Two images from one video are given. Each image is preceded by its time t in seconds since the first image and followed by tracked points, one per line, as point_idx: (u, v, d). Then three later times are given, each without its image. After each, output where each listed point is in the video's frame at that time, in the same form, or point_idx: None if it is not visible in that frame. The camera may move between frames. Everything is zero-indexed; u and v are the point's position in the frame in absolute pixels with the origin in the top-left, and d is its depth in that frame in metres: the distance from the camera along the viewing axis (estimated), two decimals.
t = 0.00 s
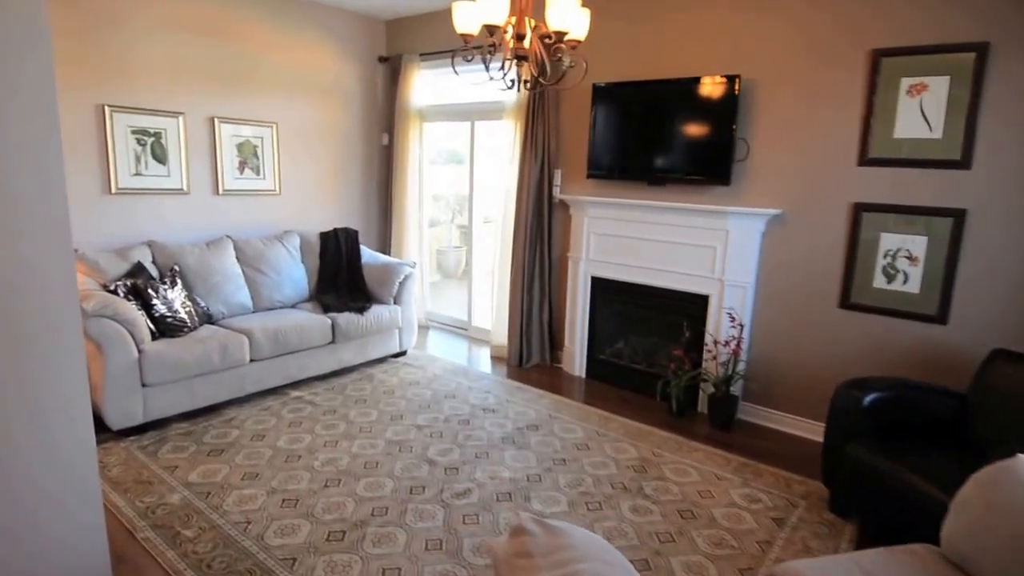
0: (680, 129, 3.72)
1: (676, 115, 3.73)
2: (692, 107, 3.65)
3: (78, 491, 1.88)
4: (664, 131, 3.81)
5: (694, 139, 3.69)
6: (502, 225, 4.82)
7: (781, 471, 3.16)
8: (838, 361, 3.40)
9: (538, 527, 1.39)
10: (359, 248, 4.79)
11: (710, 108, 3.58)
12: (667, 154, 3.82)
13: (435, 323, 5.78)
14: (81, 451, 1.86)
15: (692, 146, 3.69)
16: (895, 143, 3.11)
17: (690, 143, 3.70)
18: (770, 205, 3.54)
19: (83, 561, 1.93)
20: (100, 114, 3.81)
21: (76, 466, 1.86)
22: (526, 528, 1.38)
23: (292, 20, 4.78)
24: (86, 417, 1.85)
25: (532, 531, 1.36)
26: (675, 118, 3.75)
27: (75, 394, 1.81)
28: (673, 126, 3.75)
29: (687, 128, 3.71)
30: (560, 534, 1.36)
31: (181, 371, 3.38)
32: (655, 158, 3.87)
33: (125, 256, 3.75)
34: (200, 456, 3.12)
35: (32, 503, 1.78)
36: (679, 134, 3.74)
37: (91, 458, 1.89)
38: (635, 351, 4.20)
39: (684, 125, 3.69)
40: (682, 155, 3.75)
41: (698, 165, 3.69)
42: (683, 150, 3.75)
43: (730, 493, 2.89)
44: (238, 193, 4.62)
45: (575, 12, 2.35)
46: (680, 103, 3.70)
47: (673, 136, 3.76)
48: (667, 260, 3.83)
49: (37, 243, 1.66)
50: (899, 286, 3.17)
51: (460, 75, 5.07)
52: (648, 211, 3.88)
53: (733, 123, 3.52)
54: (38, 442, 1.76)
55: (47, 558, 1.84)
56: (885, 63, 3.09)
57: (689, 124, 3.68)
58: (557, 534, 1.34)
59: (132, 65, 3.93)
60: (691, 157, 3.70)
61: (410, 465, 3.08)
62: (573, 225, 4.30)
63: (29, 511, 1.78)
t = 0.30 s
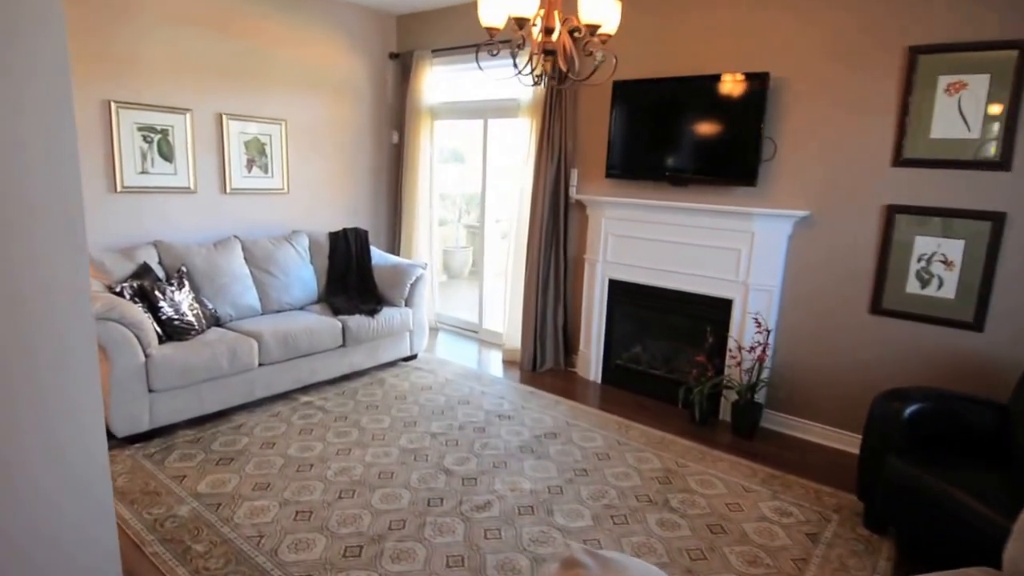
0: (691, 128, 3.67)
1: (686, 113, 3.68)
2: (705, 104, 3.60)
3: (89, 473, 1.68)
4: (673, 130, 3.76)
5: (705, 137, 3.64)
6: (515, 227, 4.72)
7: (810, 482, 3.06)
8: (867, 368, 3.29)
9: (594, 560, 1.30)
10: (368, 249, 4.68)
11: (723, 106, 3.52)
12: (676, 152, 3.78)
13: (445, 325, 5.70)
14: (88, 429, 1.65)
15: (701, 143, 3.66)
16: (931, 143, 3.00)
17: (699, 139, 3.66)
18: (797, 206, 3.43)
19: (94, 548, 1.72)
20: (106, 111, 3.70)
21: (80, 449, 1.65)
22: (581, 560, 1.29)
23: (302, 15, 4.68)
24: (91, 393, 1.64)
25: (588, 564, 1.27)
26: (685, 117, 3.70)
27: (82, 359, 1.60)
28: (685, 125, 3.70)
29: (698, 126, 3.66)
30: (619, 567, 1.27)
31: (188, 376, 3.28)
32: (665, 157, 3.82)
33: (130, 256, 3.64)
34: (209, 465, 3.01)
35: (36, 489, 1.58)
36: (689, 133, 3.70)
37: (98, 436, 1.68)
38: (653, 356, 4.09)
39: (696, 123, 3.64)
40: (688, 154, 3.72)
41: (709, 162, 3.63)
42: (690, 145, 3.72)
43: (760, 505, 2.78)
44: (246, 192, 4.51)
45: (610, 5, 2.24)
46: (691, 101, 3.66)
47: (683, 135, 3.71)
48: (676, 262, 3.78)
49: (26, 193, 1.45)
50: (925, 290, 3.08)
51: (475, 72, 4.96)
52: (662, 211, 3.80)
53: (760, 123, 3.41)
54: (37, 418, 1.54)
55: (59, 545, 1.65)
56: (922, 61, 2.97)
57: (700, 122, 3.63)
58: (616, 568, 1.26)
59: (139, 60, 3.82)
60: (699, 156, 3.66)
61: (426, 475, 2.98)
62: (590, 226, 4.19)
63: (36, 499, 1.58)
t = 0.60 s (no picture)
0: (701, 125, 3.61)
1: (695, 111, 3.63)
2: (716, 101, 3.54)
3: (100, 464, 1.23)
4: (682, 128, 3.71)
5: (714, 135, 3.59)
6: (530, 226, 4.63)
7: (842, 494, 2.95)
8: (899, 376, 3.17)
9: None
10: (379, 249, 4.57)
11: (735, 104, 3.47)
12: (684, 151, 3.72)
13: (455, 326, 5.61)
14: (102, 406, 1.21)
15: (710, 140, 3.61)
16: (970, 143, 2.87)
17: (708, 136, 3.61)
18: (826, 207, 3.31)
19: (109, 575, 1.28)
20: (111, 106, 3.59)
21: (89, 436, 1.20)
22: None
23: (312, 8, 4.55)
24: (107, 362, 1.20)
25: None
26: (694, 115, 3.65)
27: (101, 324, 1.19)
28: (695, 123, 3.65)
29: (709, 124, 3.60)
30: None
31: (197, 380, 3.17)
32: (672, 156, 3.76)
33: (136, 256, 3.53)
34: (218, 473, 2.90)
35: (25, 480, 1.12)
36: (698, 130, 3.64)
37: (113, 418, 1.24)
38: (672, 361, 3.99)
39: (707, 121, 3.58)
40: (698, 153, 3.66)
41: (720, 160, 3.58)
42: (698, 143, 3.67)
43: (793, 520, 2.67)
44: (254, 189, 4.39)
45: None
46: (698, 99, 3.61)
47: (691, 133, 3.66)
48: (684, 262, 3.72)
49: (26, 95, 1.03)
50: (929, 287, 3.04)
51: (489, 67, 4.84)
52: (671, 209, 3.73)
53: (786, 121, 3.30)
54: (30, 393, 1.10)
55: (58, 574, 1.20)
56: (962, 56, 2.85)
57: (711, 119, 3.58)
58: None
59: (146, 54, 3.70)
60: (708, 155, 3.62)
61: (444, 485, 2.87)
62: (607, 225, 4.08)
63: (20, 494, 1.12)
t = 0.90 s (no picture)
0: (717, 122, 3.54)
1: (710, 107, 3.55)
2: (734, 97, 3.46)
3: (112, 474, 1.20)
4: (696, 123, 3.63)
5: (729, 131, 3.52)
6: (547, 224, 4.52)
7: (878, 507, 2.82)
8: (937, 382, 3.03)
9: None
10: (391, 249, 4.48)
11: (755, 99, 3.39)
12: (697, 147, 3.65)
13: (467, 328, 5.52)
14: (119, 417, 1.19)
15: (725, 137, 3.53)
16: (1015, 138, 2.72)
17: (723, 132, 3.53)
18: (859, 205, 3.17)
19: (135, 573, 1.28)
20: (121, 103, 3.51)
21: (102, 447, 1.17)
22: None
23: (324, 3, 4.47)
24: (127, 373, 1.19)
25: None
26: (710, 111, 3.57)
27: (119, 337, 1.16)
28: (711, 119, 3.57)
29: (726, 120, 3.52)
30: None
31: (207, 384, 3.08)
32: (683, 152, 3.70)
33: (146, 257, 3.44)
34: (229, 481, 2.82)
35: (24, 491, 1.07)
36: (712, 127, 3.56)
37: (130, 425, 1.21)
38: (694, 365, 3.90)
39: (723, 117, 3.51)
40: (712, 149, 3.59)
41: (736, 157, 3.50)
42: (713, 139, 3.59)
43: (828, 535, 2.55)
44: (265, 189, 4.31)
45: None
46: (714, 95, 3.54)
47: (706, 130, 3.59)
48: (698, 262, 3.68)
49: (47, 108, 1.01)
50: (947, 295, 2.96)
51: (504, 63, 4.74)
52: (686, 207, 3.67)
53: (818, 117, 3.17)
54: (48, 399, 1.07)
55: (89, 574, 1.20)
56: (1005, 48, 2.70)
57: (726, 116, 3.50)
58: None
59: (157, 50, 3.63)
60: (723, 151, 3.54)
61: (461, 495, 2.76)
62: (627, 223, 3.99)
63: (21, 502, 1.07)
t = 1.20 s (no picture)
0: (733, 118, 3.47)
1: (725, 103, 3.48)
2: (749, 92, 3.39)
3: (119, 477, 1.10)
4: (709, 119, 3.57)
5: (745, 127, 3.44)
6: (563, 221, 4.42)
7: (917, 522, 2.68)
8: (977, 387, 2.92)
9: None
10: (404, 249, 4.40)
11: (772, 94, 3.31)
12: (710, 144, 3.59)
13: (481, 330, 5.42)
14: (125, 417, 1.09)
15: (739, 133, 3.46)
16: None
17: (738, 128, 3.46)
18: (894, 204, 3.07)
19: None
20: (133, 102, 3.45)
21: (109, 449, 1.08)
22: None
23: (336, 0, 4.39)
24: (131, 372, 1.09)
25: None
26: (724, 107, 3.50)
27: (121, 337, 1.06)
28: (726, 115, 3.50)
29: (741, 116, 3.45)
30: None
31: (220, 389, 3.00)
32: (695, 151, 3.64)
33: (157, 258, 3.36)
34: (241, 489, 2.74)
35: (23, 492, 0.97)
36: (726, 123, 3.49)
37: (135, 422, 1.11)
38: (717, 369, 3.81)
39: (737, 113, 3.44)
40: (726, 145, 3.51)
41: (753, 153, 3.43)
42: (727, 135, 3.52)
43: (867, 552, 2.42)
44: (277, 189, 4.24)
45: None
46: (730, 90, 3.46)
47: (719, 126, 3.52)
48: (715, 262, 3.61)
49: (53, 104, 0.92)
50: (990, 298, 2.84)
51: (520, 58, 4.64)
52: (702, 206, 3.60)
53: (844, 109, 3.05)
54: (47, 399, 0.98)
55: None
56: None
57: (741, 112, 3.44)
58: None
59: (168, 48, 3.57)
60: (738, 148, 3.47)
61: (479, 506, 2.67)
62: (648, 223, 3.89)
63: (20, 505, 0.97)
